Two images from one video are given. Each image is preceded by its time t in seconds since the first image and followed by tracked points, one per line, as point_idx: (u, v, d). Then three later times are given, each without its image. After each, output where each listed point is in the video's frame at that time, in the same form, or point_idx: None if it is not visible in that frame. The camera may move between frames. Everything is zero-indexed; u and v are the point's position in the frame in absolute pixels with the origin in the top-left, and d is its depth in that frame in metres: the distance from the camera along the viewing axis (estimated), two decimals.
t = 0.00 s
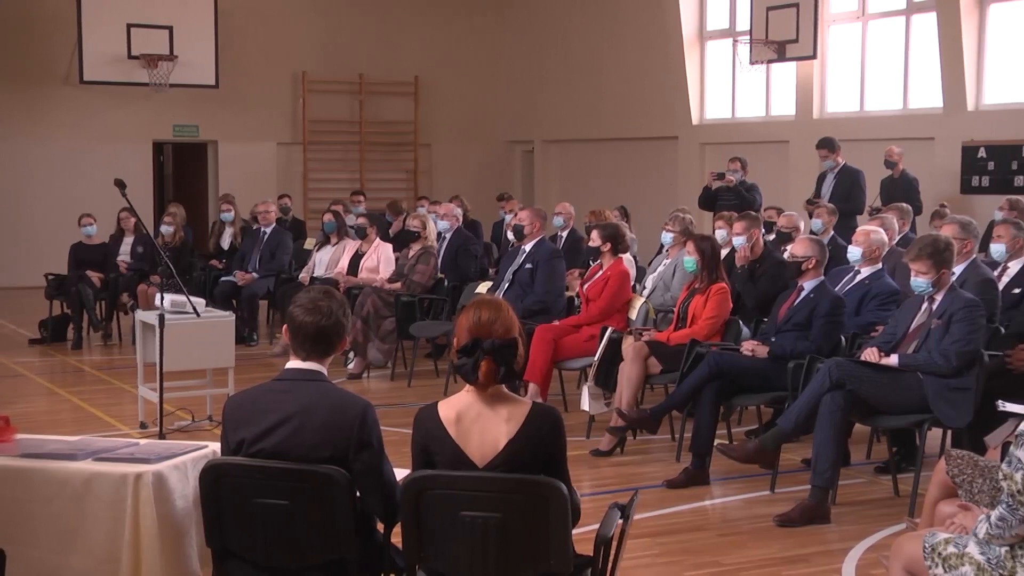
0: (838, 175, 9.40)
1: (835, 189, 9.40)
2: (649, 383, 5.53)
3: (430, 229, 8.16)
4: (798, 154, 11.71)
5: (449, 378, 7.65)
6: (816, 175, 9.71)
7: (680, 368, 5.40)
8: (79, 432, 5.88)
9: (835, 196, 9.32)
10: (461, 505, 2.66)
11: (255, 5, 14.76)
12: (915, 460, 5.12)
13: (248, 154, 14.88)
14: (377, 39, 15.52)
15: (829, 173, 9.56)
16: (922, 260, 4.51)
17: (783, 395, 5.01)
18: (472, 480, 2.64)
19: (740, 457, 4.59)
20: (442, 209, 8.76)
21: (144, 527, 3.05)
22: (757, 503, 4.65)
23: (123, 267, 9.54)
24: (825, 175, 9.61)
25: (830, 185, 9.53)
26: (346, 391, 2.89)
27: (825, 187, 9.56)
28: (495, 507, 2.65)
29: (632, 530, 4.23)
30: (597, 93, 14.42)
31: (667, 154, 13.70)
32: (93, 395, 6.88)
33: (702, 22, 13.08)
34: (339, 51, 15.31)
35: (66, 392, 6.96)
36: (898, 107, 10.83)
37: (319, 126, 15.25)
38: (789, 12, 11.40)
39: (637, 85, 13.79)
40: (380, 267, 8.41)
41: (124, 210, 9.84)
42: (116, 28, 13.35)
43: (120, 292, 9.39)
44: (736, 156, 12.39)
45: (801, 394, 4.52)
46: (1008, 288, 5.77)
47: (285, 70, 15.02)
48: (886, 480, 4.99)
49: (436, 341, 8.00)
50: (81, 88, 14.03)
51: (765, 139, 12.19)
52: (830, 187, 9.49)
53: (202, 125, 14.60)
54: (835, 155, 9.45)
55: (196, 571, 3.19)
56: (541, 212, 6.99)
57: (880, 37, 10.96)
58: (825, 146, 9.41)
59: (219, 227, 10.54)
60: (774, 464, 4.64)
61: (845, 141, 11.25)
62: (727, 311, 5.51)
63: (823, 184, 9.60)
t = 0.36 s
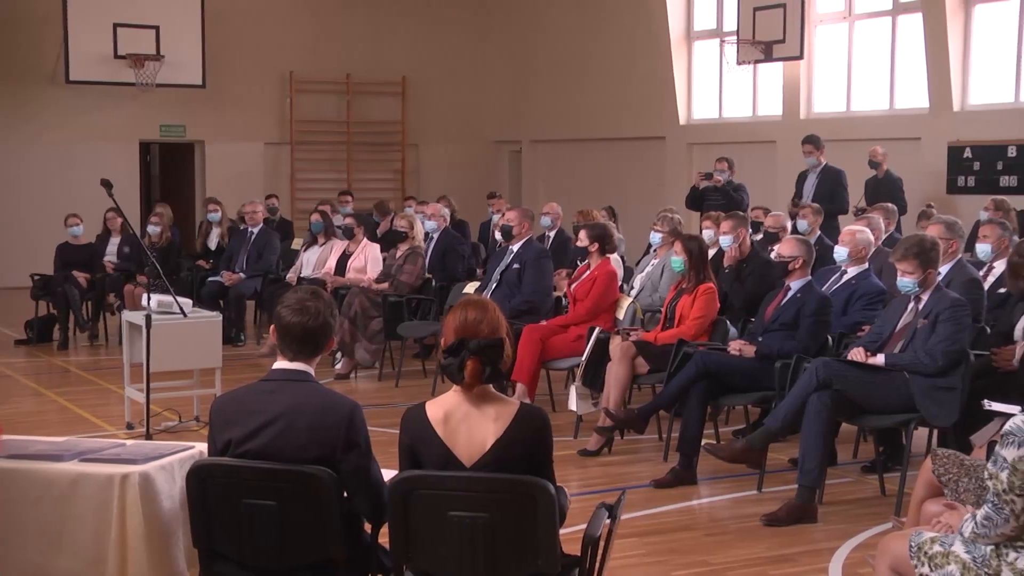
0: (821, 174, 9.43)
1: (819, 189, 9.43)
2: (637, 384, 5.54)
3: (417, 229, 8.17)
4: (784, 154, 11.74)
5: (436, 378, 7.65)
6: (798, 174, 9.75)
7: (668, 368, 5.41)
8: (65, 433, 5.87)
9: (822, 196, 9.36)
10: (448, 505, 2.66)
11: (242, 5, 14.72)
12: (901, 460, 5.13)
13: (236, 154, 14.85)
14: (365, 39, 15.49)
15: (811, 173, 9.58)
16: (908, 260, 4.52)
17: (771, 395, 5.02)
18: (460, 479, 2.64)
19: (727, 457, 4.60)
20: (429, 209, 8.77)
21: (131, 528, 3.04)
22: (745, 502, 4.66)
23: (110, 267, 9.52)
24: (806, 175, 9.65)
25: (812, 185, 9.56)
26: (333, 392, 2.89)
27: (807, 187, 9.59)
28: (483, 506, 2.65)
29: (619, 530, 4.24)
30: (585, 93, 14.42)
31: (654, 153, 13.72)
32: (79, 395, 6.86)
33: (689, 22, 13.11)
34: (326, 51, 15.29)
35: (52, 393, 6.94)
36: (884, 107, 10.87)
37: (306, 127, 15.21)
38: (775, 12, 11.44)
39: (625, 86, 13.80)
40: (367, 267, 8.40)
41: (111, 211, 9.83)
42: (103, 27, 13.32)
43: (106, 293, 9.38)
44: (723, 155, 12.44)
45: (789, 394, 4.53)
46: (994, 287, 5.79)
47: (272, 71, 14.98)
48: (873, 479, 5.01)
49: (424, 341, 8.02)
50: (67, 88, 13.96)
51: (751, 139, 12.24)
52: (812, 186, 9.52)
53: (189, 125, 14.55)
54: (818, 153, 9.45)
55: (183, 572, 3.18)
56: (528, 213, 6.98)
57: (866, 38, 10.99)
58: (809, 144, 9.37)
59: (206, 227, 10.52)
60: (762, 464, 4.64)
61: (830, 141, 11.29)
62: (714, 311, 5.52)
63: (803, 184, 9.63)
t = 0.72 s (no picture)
0: (800, 174, 9.45)
1: (800, 190, 9.45)
2: (622, 383, 5.55)
3: (402, 229, 8.18)
4: (769, 154, 11.75)
5: (421, 378, 7.65)
6: (776, 174, 9.78)
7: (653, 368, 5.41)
8: (49, 434, 5.83)
9: (808, 195, 9.39)
10: (434, 505, 2.66)
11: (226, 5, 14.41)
12: (886, 459, 5.14)
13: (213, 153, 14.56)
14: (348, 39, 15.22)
15: (790, 172, 9.59)
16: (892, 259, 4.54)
17: (756, 395, 5.04)
18: (444, 479, 2.64)
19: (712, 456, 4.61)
20: (415, 209, 8.76)
21: (115, 530, 3.03)
22: (730, 502, 4.66)
23: (94, 267, 9.50)
24: (784, 175, 9.66)
25: (791, 185, 9.57)
26: (318, 392, 2.88)
27: (787, 187, 9.60)
28: (468, 506, 2.65)
29: (605, 530, 4.23)
30: (571, 93, 14.38)
31: (640, 153, 13.70)
32: (63, 397, 6.81)
33: (674, 23, 13.11)
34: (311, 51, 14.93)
35: (36, 395, 6.89)
36: (869, 108, 10.90)
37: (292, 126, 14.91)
38: (761, 13, 11.47)
39: (611, 86, 13.79)
40: (353, 267, 8.38)
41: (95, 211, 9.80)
42: (87, 27, 13.08)
43: (90, 293, 9.37)
44: (707, 155, 12.47)
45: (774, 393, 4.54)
46: (978, 286, 5.82)
47: (258, 69, 14.69)
48: (858, 479, 5.02)
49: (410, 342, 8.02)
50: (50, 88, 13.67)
51: (736, 139, 12.27)
52: (792, 187, 9.54)
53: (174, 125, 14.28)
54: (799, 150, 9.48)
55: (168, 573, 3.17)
56: (513, 212, 7.01)
57: (850, 38, 11.03)
58: (793, 139, 9.41)
59: (191, 228, 10.48)
60: (747, 463, 4.65)
61: (814, 140, 11.32)
62: (700, 310, 5.52)
63: (783, 184, 9.64)
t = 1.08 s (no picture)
0: (788, 174, 9.47)
1: (788, 190, 9.48)
2: (611, 383, 5.57)
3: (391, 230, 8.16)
4: (757, 154, 11.77)
5: (410, 379, 7.65)
6: (764, 174, 9.79)
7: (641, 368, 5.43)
8: (36, 435, 5.81)
9: (796, 196, 9.41)
10: (422, 505, 2.66)
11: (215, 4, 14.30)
12: (873, 458, 5.16)
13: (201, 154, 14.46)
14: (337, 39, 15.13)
15: (778, 172, 9.60)
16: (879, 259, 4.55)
17: (744, 395, 5.06)
18: (433, 479, 2.64)
19: (701, 456, 4.64)
20: (404, 209, 8.75)
21: (103, 532, 3.03)
22: (718, 501, 4.67)
23: (81, 268, 9.48)
24: (772, 175, 9.67)
25: (779, 185, 9.59)
26: (306, 393, 2.88)
27: (775, 186, 9.61)
28: (456, 507, 2.65)
29: (594, 530, 4.24)
30: (561, 93, 14.36)
31: (629, 153, 13.70)
32: (51, 398, 6.78)
33: (663, 23, 13.12)
34: (300, 52, 14.93)
35: (24, 396, 6.86)
36: (856, 108, 10.92)
37: (280, 126, 14.88)
38: (749, 13, 11.48)
39: (600, 86, 13.78)
40: (341, 268, 8.37)
41: (82, 211, 9.77)
42: (75, 26, 13.03)
43: (78, 294, 9.35)
44: (695, 156, 12.49)
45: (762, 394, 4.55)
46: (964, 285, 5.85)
47: (246, 70, 14.60)
48: (846, 478, 5.04)
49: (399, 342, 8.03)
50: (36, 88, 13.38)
51: (724, 139, 12.29)
52: (781, 187, 9.55)
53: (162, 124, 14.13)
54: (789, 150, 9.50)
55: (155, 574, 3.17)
56: (503, 213, 6.97)
57: (838, 39, 11.05)
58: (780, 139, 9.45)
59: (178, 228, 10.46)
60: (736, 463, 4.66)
61: (801, 140, 11.34)
62: (688, 310, 5.53)
63: (771, 184, 9.65)
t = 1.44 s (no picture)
0: (779, 174, 9.49)
1: (778, 190, 9.50)
2: (597, 383, 5.58)
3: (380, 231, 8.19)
4: (743, 154, 11.81)
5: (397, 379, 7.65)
6: (754, 174, 9.80)
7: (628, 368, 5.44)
8: (21, 436, 5.79)
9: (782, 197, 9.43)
10: (408, 506, 2.66)
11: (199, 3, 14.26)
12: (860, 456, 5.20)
13: (186, 154, 14.40)
14: (322, 38, 15.12)
15: (770, 172, 9.62)
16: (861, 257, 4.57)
17: (732, 395, 5.06)
18: (418, 480, 2.63)
19: (687, 456, 4.62)
20: (390, 209, 8.74)
21: (88, 533, 3.02)
22: (704, 501, 4.68)
23: (66, 268, 9.47)
24: (763, 175, 9.68)
25: (770, 185, 9.61)
26: (291, 393, 2.87)
27: (766, 186, 9.63)
28: (442, 507, 2.64)
29: (579, 531, 4.24)
30: (547, 92, 14.34)
31: (616, 154, 13.71)
32: (36, 399, 6.76)
33: (648, 23, 13.13)
34: (285, 51, 14.89)
35: (8, 397, 6.83)
36: (841, 109, 10.95)
37: (266, 126, 14.83)
38: (734, 14, 11.51)
39: (586, 87, 13.78)
40: (329, 268, 8.37)
41: (68, 212, 9.75)
42: (59, 25, 12.97)
43: (62, 295, 9.36)
44: (681, 156, 12.51)
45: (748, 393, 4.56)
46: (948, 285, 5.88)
47: (231, 70, 14.55)
48: (831, 477, 5.05)
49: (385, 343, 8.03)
50: (19, 87, 13.29)
51: (710, 140, 12.31)
52: (772, 186, 9.57)
53: (146, 124, 14.06)
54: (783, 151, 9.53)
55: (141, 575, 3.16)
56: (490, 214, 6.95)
57: (823, 40, 11.08)
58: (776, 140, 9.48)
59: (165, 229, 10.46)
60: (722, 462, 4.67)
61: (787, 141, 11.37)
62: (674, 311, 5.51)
63: (762, 184, 9.66)
